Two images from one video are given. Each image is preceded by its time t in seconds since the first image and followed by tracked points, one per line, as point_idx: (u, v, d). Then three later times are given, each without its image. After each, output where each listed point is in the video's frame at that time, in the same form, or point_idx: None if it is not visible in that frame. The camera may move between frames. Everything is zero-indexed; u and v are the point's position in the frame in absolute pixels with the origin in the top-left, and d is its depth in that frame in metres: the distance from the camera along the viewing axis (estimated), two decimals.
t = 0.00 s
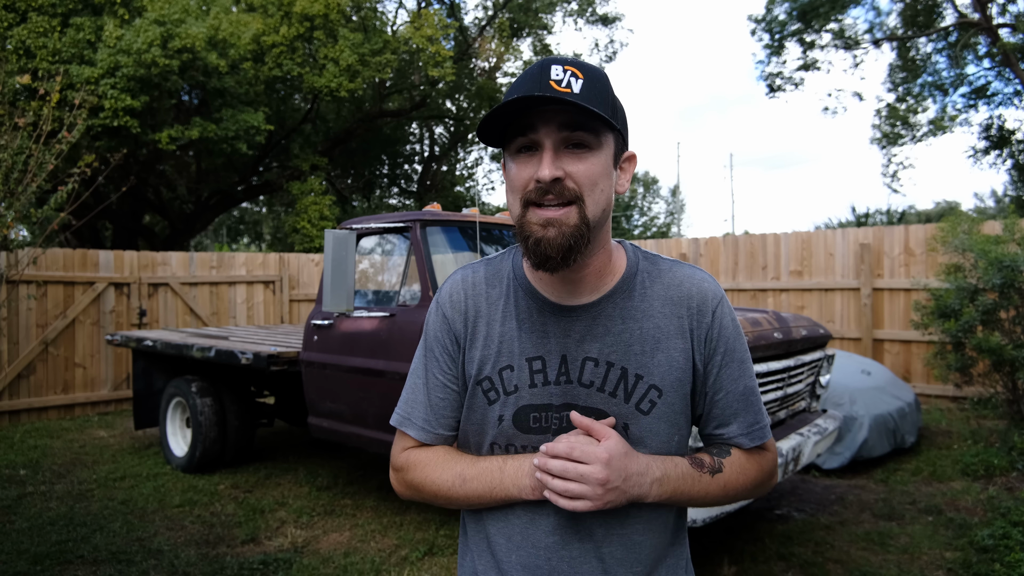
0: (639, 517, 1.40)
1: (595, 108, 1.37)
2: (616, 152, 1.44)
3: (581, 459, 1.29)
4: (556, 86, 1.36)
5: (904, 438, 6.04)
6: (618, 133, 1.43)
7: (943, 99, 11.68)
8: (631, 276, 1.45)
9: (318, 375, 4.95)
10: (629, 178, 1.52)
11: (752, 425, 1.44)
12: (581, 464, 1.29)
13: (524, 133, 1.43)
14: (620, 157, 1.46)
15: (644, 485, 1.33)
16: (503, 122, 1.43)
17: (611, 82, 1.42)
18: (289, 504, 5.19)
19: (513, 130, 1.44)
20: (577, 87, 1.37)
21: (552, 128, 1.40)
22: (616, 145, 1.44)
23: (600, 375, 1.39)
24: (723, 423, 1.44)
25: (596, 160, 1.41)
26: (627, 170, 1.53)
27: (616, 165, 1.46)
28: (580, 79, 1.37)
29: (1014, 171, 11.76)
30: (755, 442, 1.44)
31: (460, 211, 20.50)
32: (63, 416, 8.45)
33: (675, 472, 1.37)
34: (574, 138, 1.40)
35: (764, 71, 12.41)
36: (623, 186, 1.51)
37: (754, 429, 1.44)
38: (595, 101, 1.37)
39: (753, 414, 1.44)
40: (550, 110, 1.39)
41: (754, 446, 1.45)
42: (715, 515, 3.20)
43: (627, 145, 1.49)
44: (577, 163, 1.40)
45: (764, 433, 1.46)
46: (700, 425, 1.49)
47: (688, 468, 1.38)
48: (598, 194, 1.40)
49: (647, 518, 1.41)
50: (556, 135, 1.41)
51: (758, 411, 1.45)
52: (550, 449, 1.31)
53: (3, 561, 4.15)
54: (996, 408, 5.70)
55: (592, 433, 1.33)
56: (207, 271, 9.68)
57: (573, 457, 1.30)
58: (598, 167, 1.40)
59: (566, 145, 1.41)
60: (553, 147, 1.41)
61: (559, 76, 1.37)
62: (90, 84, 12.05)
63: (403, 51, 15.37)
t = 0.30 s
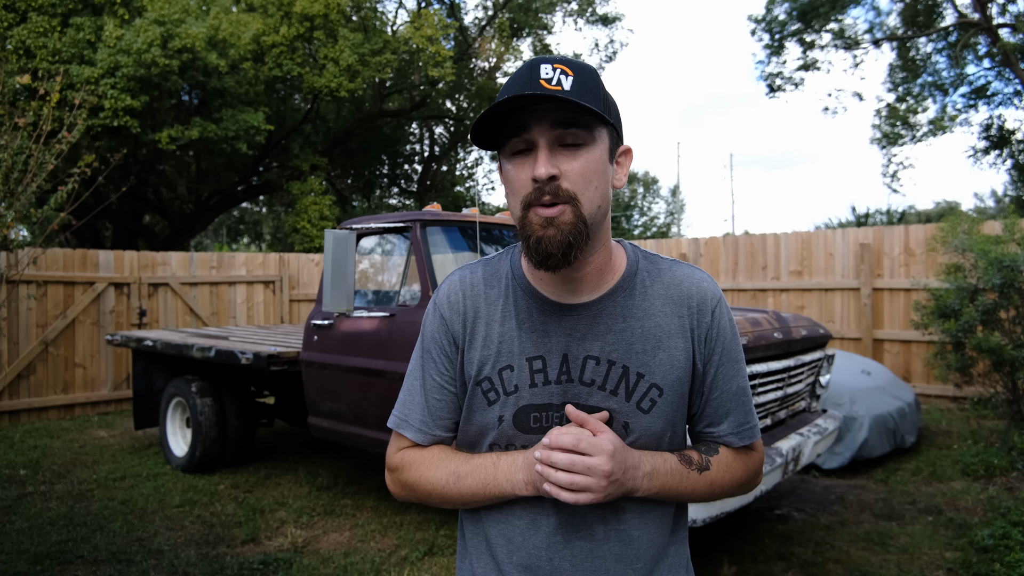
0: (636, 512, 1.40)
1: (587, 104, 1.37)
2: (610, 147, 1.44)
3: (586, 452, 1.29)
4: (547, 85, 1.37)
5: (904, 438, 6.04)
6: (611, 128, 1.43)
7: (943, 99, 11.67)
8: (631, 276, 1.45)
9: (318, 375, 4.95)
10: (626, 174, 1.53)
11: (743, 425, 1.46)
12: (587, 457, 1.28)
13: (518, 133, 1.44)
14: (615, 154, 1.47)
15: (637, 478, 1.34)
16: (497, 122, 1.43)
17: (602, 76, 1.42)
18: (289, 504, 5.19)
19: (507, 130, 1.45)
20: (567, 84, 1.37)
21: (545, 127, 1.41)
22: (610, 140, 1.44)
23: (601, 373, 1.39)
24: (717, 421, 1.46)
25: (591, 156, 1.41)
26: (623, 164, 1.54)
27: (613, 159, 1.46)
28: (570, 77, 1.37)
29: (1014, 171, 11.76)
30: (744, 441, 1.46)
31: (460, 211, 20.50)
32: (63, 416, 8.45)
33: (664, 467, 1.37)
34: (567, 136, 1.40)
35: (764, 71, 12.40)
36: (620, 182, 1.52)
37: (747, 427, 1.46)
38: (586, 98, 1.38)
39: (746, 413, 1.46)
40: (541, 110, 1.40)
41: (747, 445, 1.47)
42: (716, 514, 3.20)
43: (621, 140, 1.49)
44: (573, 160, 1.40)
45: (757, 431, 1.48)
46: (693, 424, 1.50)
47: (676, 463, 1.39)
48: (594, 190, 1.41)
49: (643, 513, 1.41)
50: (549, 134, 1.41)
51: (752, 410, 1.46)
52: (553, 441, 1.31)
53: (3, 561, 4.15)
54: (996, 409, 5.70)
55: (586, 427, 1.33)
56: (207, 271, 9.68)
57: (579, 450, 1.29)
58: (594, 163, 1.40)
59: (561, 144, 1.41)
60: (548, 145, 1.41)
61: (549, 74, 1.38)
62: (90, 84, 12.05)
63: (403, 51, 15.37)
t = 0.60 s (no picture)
0: (636, 512, 1.40)
1: (584, 106, 1.37)
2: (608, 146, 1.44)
3: (583, 457, 1.28)
4: (543, 87, 1.37)
5: (904, 438, 6.04)
6: (609, 128, 1.43)
7: (943, 99, 11.67)
8: (631, 275, 1.45)
9: (318, 376, 4.95)
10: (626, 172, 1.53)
11: (743, 423, 1.46)
12: (585, 461, 1.28)
13: (516, 137, 1.44)
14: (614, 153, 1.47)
15: (639, 478, 1.33)
16: (494, 127, 1.43)
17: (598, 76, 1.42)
18: (289, 505, 5.19)
19: (506, 135, 1.44)
20: (564, 87, 1.37)
21: (543, 130, 1.41)
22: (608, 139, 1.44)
23: (603, 372, 1.39)
24: (715, 422, 1.46)
25: (590, 157, 1.40)
26: (623, 162, 1.54)
27: (612, 158, 1.46)
28: (566, 79, 1.37)
29: (1014, 171, 11.76)
30: (744, 440, 1.47)
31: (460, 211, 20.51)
32: (63, 416, 8.45)
33: (666, 467, 1.37)
34: (566, 138, 1.40)
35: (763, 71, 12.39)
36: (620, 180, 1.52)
37: (745, 426, 1.46)
38: (583, 98, 1.37)
39: (744, 413, 1.46)
40: (539, 114, 1.39)
41: (745, 443, 1.47)
42: (716, 514, 3.20)
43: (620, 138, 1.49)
44: (573, 162, 1.40)
45: (754, 431, 1.48)
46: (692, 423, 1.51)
47: (678, 464, 1.39)
48: (596, 191, 1.41)
49: (643, 514, 1.41)
50: (548, 137, 1.41)
51: (750, 410, 1.47)
52: (549, 448, 1.30)
53: (3, 561, 4.15)
54: (996, 409, 5.70)
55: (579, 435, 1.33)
56: (207, 271, 9.68)
57: (576, 455, 1.29)
58: (594, 164, 1.41)
59: (560, 146, 1.41)
60: (547, 149, 1.41)
61: (545, 76, 1.37)
62: (90, 84, 12.05)
63: (403, 51, 15.37)
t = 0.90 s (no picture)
0: (637, 513, 1.40)
1: (585, 113, 1.37)
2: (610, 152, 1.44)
3: (580, 467, 1.29)
4: (545, 93, 1.37)
5: (904, 438, 6.04)
6: (611, 133, 1.43)
7: (943, 99, 11.66)
8: (633, 276, 1.45)
9: (318, 376, 4.95)
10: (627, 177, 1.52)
11: (746, 425, 1.45)
12: (581, 471, 1.28)
13: (518, 144, 1.44)
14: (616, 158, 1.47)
15: (638, 484, 1.33)
16: (496, 133, 1.44)
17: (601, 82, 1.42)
18: (289, 504, 5.19)
19: (506, 141, 1.44)
20: (565, 92, 1.37)
21: (545, 136, 1.41)
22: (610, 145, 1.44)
23: (604, 374, 1.39)
24: (718, 424, 1.45)
25: (591, 163, 1.41)
26: (624, 165, 1.53)
27: (613, 163, 1.46)
28: (568, 83, 1.37)
29: (1014, 171, 11.76)
30: (747, 442, 1.46)
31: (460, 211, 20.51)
32: (63, 416, 8.45)
33: (666, 471, 1.37)
34: (567, 144, 1.40)
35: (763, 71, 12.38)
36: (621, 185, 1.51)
37: (748, 429, 1.46)
38: (585, 106, 1.37)
39: (747, 416, 1.45)
40: (540, 119, 1.39)
41: (748, 446, 1.47)
42: (716, 514, 3.20)
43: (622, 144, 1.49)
44: (574, 168, 1.40)
45: (757, 433, 1.47)
46: (694, 425, 1.50)
47: (679, 468, 1.39)
48: (596, 197, 1.41)
49: (644, 514, 1.41)
50: (549, 143, 1.41)
51: (754, 412, 1.46)
52: (547, 458, 1.30)
53: (3, 561, 4.15)
54: (996, 409, 5.70)
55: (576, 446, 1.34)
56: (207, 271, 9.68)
57: (573, 465, 1.29)
58: (595, 170, 1.41)
59: (561, 152, 1.41)
60: (548, 154, 1.41)
61: (547, 82, 1.38)
62: (90, 84, 12.06)
63: (403, 51, 15.36)
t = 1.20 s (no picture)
0: (635, 514, 1.40)
1: (583, 110, 1.37)
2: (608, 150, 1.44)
3: (576, 465, 1.29)
4: (543, 92, 1.37)
5: (904, 438, 6.04)
6: (609, 131, 1.43)
7: (943, 99, 11.66)
8: (634, 276, 1.45)
9: (318, 376, 4.95)
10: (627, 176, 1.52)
11: (748, 429, 1.44)
12: (578, 470, 1.28)
13: (517, 143, 1.44)
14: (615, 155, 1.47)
15: (634, 484, 1.33)
16: (495, 133, 1.44)
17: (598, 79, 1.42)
18: (289, 505, 5.19)
19: (506, 140, 1.45)
20: (563, 91, 1.37)
21: (543, 135, 1.41)
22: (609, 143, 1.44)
23: (603, 374, 1.39)
24: (719, 427, 1.45)
25: (590, 161, 1.41)
26: (625, 164, 1.53)
27: (613, 161, 1.46)
28: (566, 82, 1.37)
29: (1014, 171, 11.76)
30: (749, 446, 1.44)
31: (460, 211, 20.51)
32: (63, 416, 8.45)
33: (664, 473, 1.37)
34: (566, 142, 1.40)
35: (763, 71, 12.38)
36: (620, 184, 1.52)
37: (751, 433, 1.44)
38: (583, 104, 1.37)
39: (750, 419, 1.44)
40: (539, 118, 1.40)
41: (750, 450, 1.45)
42: (716, 515, 3.20)
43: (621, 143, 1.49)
44: (573, 166, 1.40)
45: (760, 437, 1.46)
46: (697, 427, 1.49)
47: (677, 470, 1.38)
48: (595, 196, 1.41)
49: (644, 515, 1.41)
50: (548, 141, 1.41)
51: (756, 416, 1.45)
52: (544, 456, 1.31)
53: (3, 561, 4.15)
54: (996, 408, 5.70)
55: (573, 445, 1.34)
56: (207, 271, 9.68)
57: (569, 463, 1.29)
58: (593, 169, 1.41)
59: (559, 151, 1.41)
60: (547, 152, 1.42)
61: (545, 81, 1.38)
62: (90, 84, 12.07)
63: (403, 51, 15.36)
